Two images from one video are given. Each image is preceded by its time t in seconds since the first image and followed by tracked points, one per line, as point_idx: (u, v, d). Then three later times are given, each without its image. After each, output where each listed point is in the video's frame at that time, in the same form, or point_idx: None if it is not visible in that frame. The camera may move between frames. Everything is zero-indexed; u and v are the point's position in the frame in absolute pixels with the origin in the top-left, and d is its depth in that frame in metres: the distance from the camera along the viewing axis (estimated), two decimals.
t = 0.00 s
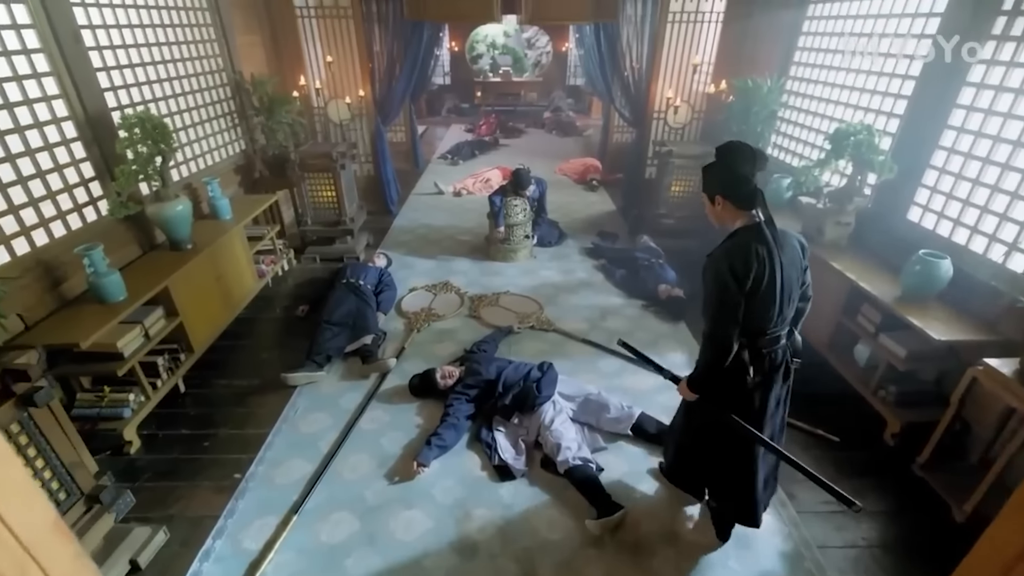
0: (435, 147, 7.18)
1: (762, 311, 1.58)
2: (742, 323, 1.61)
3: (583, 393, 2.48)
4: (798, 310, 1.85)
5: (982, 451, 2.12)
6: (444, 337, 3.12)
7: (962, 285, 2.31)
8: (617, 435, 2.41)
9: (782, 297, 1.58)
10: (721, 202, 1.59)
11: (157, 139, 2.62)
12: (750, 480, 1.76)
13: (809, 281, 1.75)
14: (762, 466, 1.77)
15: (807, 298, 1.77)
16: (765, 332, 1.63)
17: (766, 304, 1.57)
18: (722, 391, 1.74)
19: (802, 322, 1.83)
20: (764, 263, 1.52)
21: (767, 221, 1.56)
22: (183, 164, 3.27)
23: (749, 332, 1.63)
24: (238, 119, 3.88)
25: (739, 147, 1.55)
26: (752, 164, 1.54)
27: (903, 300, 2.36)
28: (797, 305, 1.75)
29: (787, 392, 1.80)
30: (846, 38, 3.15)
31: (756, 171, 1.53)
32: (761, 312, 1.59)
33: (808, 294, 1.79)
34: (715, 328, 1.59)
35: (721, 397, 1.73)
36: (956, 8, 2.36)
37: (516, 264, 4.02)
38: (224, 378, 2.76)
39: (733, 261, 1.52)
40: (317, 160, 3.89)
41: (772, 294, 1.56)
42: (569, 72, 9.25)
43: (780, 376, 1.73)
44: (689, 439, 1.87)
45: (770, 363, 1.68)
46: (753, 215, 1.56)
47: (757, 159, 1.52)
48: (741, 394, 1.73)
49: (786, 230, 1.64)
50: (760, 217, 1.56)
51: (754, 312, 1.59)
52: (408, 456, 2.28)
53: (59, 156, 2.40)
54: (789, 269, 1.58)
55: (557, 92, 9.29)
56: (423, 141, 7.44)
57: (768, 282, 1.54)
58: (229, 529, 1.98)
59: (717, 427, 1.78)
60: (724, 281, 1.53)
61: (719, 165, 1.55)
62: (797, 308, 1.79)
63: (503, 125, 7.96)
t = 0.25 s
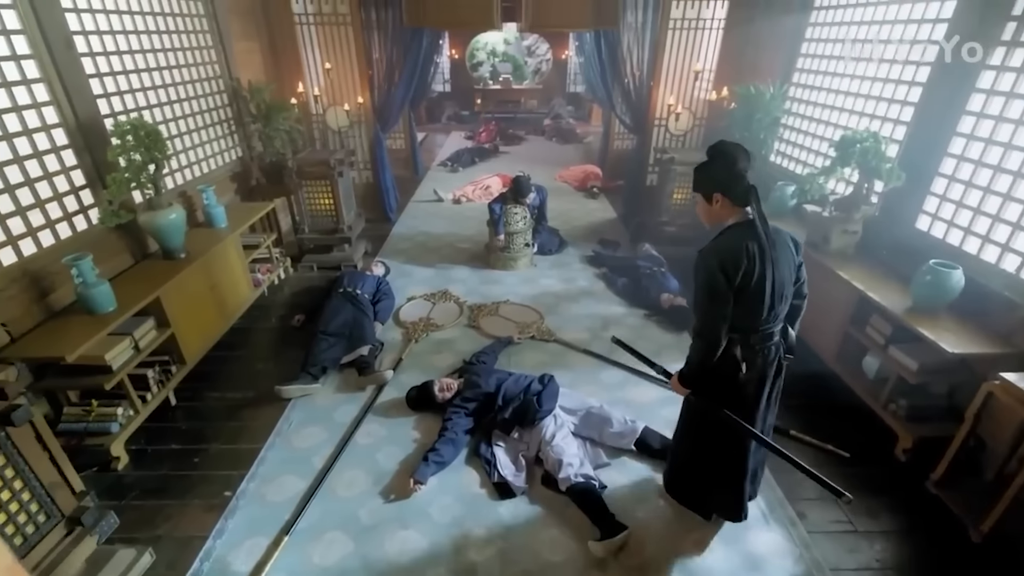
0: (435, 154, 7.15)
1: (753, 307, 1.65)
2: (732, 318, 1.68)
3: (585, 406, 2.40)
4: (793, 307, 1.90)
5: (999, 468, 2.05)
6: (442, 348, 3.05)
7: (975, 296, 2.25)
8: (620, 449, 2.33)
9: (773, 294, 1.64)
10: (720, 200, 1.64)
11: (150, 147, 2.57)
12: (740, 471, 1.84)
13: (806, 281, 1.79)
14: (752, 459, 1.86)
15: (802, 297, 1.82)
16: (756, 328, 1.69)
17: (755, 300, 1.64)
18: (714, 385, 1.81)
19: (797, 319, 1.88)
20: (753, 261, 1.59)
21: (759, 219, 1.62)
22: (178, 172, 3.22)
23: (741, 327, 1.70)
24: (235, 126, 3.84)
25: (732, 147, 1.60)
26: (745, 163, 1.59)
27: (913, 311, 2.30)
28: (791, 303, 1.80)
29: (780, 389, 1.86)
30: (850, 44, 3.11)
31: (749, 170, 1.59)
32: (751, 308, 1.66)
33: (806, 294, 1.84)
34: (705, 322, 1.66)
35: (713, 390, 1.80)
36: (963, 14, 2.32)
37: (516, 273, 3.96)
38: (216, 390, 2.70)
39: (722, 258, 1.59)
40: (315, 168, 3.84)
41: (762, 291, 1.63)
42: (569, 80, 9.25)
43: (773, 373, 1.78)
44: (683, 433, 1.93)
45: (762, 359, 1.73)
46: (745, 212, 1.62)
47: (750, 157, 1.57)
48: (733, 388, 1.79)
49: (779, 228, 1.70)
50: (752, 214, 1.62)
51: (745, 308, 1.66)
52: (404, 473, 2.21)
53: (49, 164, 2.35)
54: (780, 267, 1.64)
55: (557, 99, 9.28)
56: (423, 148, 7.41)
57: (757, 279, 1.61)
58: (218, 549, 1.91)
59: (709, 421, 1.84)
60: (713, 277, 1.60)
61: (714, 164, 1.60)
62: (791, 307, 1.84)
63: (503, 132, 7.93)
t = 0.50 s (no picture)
0: (435, 160, 7.12)
1: (755, 307, 1.62)
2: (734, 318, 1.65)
3: (586, 418, 2.36)
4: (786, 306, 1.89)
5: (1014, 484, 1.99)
6: (441, 357, 2.99)
7: (986, 306, 2.19)
8: (623, 463, 2.27)
9: (774, 294, 1.62)
10: (717, 204, 1.63)
11: (143, 153, 2.53)
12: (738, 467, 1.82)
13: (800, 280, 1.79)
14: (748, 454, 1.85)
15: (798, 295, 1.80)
16: (757, 328, 1.66)
17: (757, 300, 1.60)
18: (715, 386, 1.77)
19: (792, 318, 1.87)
20: (755, 261, 1.56)
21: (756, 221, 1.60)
22: (173, 179, 3.17)
23: (742, 327, 1.67)
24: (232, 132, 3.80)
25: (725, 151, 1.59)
26: (740, 165, 1.58)
27: (923, 320, 2.25)
28: (789, 301, 1.77)
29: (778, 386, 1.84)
30: (853, 50, 3.07)
31: (745, 172, 1.59)
32: (753, 308, 1.62)
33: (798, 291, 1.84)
34: (708, 325, 1.61)
35: (717, 392, 1.75)
36: (970, 18, 2.29)
37: (516, 280, 3.90)
38: (209, 401, 2.64)
39: (724, 259, 1.56)
40: (312, 174, 3.82)
41: (763, 291, 1.60)
42: (569, 86, 9.24)
43: (773, 371, 1.76)
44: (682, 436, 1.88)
45: (762, 358, 1.71)
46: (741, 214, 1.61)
47: (745, 160, 1.57)
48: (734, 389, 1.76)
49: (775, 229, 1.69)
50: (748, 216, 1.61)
51: (746, 308, 1.63)
52: (401, 488, 2.14)
53: (39, 170, 2.30)
54: (781, 266, 1.62)
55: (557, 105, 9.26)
56: (423, 154, 7.38)
57: (759, 279, 1.58)
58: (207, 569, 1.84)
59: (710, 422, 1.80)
60: (715, 278, 1.56)
61: (711, 168, 1.59)
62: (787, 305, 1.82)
63: (503, 138, 7.91)
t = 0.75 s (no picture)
0: (434, 164, 7.08)
1: (761, 301, 1.60)
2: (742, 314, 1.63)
3: (588, 430, 2.30)
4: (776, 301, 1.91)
5: None
6: (439, 366, 2.93)
7: (997, 315, 2.14)
8: (626, 477, 2.20)
9: (778, 288, 1.61)
10: (724, 202, 1.60)
11: (135, 158, 2.48)
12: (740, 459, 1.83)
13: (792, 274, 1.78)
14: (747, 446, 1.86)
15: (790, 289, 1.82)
16: (762, 322, 1.64)
17: (764, 294, 1.59)
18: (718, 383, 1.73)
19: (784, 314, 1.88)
20: (762, 255, 1.54)
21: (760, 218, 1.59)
22: (167, 184, 3.12)
23: (747, 322, 1.64)
24: (228, 136, 3.76)
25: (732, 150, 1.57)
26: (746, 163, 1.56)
27: (933, 330, 2.19)
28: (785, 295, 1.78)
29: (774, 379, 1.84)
30: (858, 53, 3.03)
31: (750, 171, 1.56)
32: (760, 302, 1.60)
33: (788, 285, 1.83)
34: (717, 321, 1.57)
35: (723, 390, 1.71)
36: (980, 21, 2.24)
37: (516, 287, 3.85)
38: (201, 412, 2.57)
39: (734, 254, 1.53)
40: (309, 179, 3.74)
41: (769, 285, 1.59)
42: (570, 90, 9.21)
43: (771, 364, 1.76)
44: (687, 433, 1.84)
45: (763, 352, 1.70)
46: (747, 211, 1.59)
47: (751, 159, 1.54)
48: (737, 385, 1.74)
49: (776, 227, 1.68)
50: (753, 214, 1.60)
51: (752, 302, 1.60)
52: (397, 503, 2.08)
53: (27, 176, 2.25)
54: (783, 259, 1.62)
55: (557, 110, 9.23)
56: (422, 159, 7.35)
57: (766, 273, 1.56)
58: None
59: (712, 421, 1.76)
60: (727, 273, 1.52)
61: (718, 167, 1.56)
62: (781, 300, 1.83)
63: (503, 143, 7.87)
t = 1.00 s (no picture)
0: (434, 166, 7.03)
1: (768, 282, 1.72)
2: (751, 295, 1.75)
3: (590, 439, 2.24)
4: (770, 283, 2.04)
5: None
6: (437, 372, 2.87)
7: (1011, 321, 2.08)
8: (629, 488, 2.13)
9: (782, 269, 1.74)
10: (728, 186, 1.72)
11: (125, 160, 2.42)
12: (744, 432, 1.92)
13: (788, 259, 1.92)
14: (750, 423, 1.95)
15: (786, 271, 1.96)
16: (769, 302, 1.77)
17: (772, 274, 1.71)
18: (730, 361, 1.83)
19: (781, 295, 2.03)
20: (770, 237, 1.66)
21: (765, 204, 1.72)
22: (160, 186, 3.06)
23: (755, 301, 1.76)
24: (224, 138, 3.70)
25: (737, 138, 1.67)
26: (751, 151, 1.66)
27: (944, 336, 2.13)
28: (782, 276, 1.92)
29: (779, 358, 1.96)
30: (864, 53, 2.98)
31: (755, 158, 1.67)
32: (767, 282, 1.73)
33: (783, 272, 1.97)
34: (730, 302, 1.67)
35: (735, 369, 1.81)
36: (991, 19, 2.19)
37: (516, 290, 3.79)
38: (193, 420, 2.51)
39: (745, 236, 1.64)
40: (305, 181, 3.70)
41: (776, 266, 1.72)
42: (569, 92, 9.17)
43: (778, 342, 1.88)
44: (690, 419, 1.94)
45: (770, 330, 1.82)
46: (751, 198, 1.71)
47: (756, 146, 1.65)
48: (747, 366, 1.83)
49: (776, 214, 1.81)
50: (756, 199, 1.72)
51: (760, 282, 1.73)
52: (393, 515, 2.01)
53: (14, 178, 2.19)
54: (784, 242, 1.75)
55: (557, 111, 9.18)
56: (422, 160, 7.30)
57: (774, 254, 1.68)
58: None
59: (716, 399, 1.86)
60: (740, 253, 1.63)
61: (725, 153, 1.67)
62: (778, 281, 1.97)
63: (503, 144, 7.82)
